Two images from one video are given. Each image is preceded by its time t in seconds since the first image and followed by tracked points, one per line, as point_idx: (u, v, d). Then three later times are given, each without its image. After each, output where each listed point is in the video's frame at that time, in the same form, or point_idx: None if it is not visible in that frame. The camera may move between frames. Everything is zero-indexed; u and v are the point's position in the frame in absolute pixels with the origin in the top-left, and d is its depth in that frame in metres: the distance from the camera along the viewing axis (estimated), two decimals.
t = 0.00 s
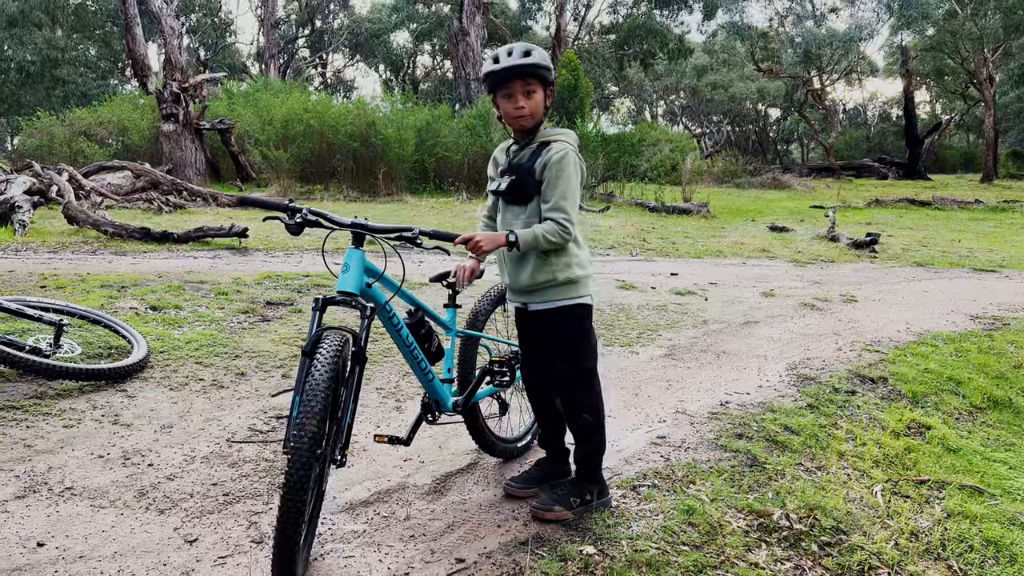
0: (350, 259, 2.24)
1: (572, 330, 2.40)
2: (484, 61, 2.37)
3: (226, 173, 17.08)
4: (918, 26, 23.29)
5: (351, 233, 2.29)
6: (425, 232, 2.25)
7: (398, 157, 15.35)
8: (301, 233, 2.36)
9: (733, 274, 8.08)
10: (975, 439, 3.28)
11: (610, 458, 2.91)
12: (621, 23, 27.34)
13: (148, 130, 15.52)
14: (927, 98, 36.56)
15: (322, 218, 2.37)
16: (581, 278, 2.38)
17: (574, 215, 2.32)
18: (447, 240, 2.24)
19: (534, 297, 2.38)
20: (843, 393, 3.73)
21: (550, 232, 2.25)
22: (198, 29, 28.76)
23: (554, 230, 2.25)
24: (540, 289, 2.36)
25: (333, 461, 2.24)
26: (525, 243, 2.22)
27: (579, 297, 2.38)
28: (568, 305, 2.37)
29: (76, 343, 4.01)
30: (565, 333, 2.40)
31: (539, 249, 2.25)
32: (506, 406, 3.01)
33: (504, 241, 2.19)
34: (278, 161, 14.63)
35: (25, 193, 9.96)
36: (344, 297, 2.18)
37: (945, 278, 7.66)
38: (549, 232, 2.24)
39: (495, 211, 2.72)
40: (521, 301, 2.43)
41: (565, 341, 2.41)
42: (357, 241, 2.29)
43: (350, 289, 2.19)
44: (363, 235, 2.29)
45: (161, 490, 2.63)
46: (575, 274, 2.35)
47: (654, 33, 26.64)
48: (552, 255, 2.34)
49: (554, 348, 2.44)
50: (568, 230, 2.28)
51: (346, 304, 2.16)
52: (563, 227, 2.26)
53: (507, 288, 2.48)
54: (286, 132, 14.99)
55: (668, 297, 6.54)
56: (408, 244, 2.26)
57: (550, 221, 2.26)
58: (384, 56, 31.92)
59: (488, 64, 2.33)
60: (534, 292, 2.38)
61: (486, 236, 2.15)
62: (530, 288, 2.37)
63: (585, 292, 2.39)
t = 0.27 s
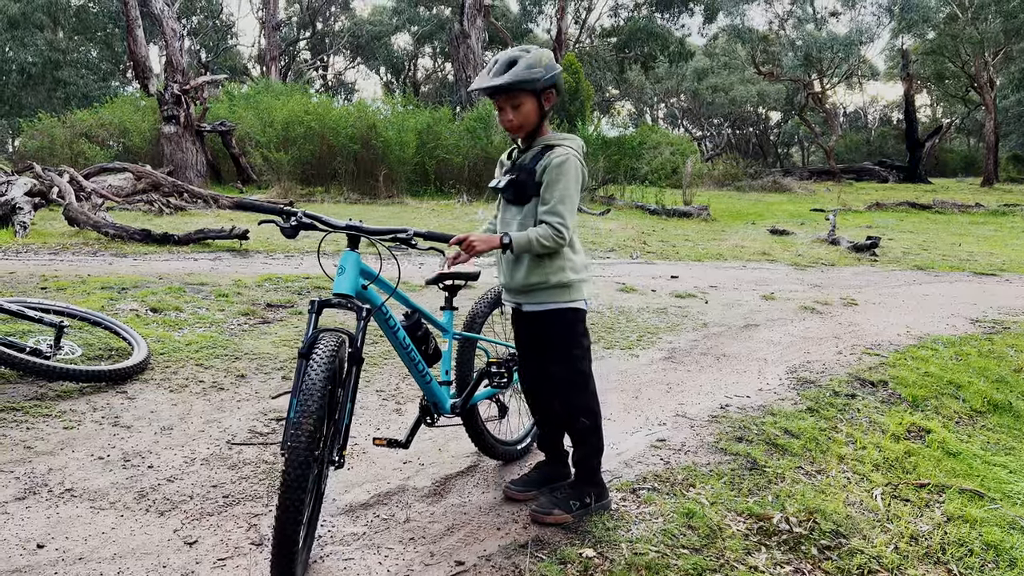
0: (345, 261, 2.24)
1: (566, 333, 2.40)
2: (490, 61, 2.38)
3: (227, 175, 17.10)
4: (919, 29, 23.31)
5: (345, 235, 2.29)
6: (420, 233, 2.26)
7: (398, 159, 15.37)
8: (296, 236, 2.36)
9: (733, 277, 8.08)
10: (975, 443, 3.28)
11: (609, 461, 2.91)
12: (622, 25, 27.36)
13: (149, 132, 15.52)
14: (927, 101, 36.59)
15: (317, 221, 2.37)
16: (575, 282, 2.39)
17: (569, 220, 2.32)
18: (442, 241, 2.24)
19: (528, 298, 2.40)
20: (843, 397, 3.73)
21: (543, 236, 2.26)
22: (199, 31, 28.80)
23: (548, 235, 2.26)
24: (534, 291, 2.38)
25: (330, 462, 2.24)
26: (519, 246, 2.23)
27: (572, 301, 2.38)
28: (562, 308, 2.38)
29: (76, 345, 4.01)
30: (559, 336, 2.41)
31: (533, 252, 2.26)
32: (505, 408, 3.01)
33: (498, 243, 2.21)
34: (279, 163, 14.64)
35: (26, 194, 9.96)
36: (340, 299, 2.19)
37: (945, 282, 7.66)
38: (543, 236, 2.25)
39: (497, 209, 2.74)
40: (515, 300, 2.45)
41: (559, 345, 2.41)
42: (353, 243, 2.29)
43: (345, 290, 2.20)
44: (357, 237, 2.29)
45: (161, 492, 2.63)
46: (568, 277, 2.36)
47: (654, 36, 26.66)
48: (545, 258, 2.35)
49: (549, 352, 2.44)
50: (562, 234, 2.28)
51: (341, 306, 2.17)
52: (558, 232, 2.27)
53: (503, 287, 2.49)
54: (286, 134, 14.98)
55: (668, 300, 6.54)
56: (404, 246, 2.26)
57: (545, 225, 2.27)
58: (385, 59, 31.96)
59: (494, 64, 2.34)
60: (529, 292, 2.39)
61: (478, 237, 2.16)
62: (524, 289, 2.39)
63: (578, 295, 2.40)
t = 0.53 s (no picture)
0: (344, 264, 2.23)
1: (562, 336, 2.40)
2: (494, 62, 2.39)
3: (228, 177, 17.12)
4: (920, 33, 23.33)
5: (344, 238, 2.29)
6: (419, 236, 2.26)
7: (399, 161, 15.39)
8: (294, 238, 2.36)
9: (734, 280, 8.09)
10: (975, 447, 3.28)
11: (609, 464, 2.91)
12: (623, 28, 27.38)
13: (150, 134, 15.54)
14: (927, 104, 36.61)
15: (316, 224, 2.38)
16: (571, 285, 2.39)
17: (567, 223, 2.32)
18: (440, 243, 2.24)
19: (525, 299, 2.41)
20: (844, 400, 3.73)
21: (539, 238, 2.26)
22: (200, 33, 28.85)
23: (546, 238, 2.26)
24: (531, 293, 2.39)
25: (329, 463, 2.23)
26: (516, 249, 2.23)
27: (568, 304, 2.39)
28: (557, 311, 2.39)
29: (77, 347, 4.01)
30: (555, 340, 2.41)
31: (530, 254, 2.27)
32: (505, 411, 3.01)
33: (496, 245, 2.21)
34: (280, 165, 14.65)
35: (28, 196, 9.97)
36: (338, 302, 2.19)
37: (946, 285, 7.65)
38: (540, 240, 2.25)
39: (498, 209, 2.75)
40: (513, 301, 2.46)
41: (556, 348, 2.42)
42: (351, 246, 2.29)
43: (344, 293, 2.20)
44: (355, 239, 2.29)
45: (162, 494, 2.63)
46: (564, 280, 2.37)
47: (655, 39, 26.70)
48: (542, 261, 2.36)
49: (545, 356, 2.44)
50: (559, 238, 2.28)
51: (340, 308, 2.18)
52: (555, 235, 2.27)
53: (502, 287, 2.50)
54: (288, 137, 15.04)
55: (669, 303, 6.55)
56: (402, 248, 2.27)
57: (542, 228, 2.27)
58: (386, 62, 32.04)
59: (497, 66, 2.35)
60: (525, 293, 2.40)
61: (476, 239, 2.17)
62: (521, 290, 2.40)
63: (574, 299, 2.40)
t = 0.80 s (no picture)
0: (345, 267, 2.24)
1: (563, 338, 2.41)
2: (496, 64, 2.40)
3: (229, 179, 17.13)
4: (921, 36, 23.34)
5: (345, 241, 2.30)
6: (419, 239, 2.27)
7: (400, 163, 15.40)
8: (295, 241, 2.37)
9: (734, 283, 8.09)
10: (976, 451, 3.28)
11: (610, 468, 2.91)
12: (624, 31, 27.40)
13: (152, 136, 15.56)
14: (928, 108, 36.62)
15: (317, 227, 2.38)
16: (571, 287, 2.40)
17: (568, 225, 2.33)
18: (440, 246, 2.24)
19: (526, 299, 2.41)
20: (844, 403, 3.73)
21: (541, 239, 2.27)
22: (202, 35, 28.89)
23: (548, 238, 2.26)
24: (530, 294, 2.39)
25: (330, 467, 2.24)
26: (517, 250, 2.23)
27: (568, 305, 2.39)
28: (558, 312, 2.39)
29: (78, 349, 4.02)
30: (554, 341, 2.41)
31: (532, 255, 2.27)
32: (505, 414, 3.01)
33: (498, 246, 2.21)
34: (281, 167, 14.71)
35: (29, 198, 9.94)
36: (339, 305, 2.19)
37: (947, 289, 7.65)
38: (542, 241, 2.26)
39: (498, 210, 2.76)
40: (512, 302, 2.46)
41: (555, 350, 2.42)
42: (352, 248, 2.29)
43: (345, 296, 2.20)
44: (357, 242, 2.30)
45: (162, 496, 2.63)
46: (565, 282, 2.37)
47: (657, 41, 26.73)
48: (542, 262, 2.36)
49: (545, 358, 2.44)
50: (561, 238, 2.29)
51: (341, 311, 2.18)
52: (557, 236, 2.28)
53: (502, 288, 2.51)
54: (289, 139, 15.09)
55: (669, 306, 6.55)
56: (403, 251, 2.28)
57: (544, 229, 2.28)
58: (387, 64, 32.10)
59: (499, 68, 2.35)
60: (525, 294, 2.41)
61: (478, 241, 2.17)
62: (521, 291, 2.40)
63: (575, 300, 2.41)
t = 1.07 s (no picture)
0: (350, 268, 2.23)
1: (560, 340, 2.41)
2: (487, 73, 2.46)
3: (231, 181, 17.14)
4: (922, 38, 23.32)
5: (348, 243, 2.30)
6: (420, 238, 2.26)
7: (401, 165, 15.39)
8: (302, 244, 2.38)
9: (735, 286, 8.09)
10: (977, 453, 3.28)
11: (610, 470, 2.91)
12: (625, 33, 27.41)
13: (153, 137, 15.58)
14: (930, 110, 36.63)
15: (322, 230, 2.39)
16: (570, 289, 2.40)
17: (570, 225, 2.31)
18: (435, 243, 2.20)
19: (526, 300, 2.42)
20: (845, 406, 3.73)
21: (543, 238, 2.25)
22: (203, 37, 28.90)
23: (554, 229, 2.23)
24: (529, 295, 2.40)
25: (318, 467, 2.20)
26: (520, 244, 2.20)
27: (568, 307, 2.40)
28: (556, 313, 2.39)
29: (79, 350, 4.02)
30: (552, 341, 2.42)
31: (536, 250, 2.25)
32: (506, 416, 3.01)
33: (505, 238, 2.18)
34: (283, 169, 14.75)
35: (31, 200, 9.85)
36: (342, 307, 2.19)
37: (947, 292, 7.65)
38: (545, 237, 2.23)
39: (502, 213, 2.77)
40: (510, 302, 2.48)
41: (553, 351, 2.42)
42: (356, 251, 2.30)
43: (348, 297, 2.20)
44: (362, 245, 2.30)
45: (162, 498, 2.63)
46: (563, 283, 2.38)
47: (658, 43, 26.76)
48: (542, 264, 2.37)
49: (541, 360, 2.45)
50: (564, 237, 2.27)
51: (342, 312, 2.18)
52: (561, 233, 2.25)
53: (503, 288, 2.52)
54: (290, 141, 15.14)
55: (670, 308, 6.54)
56: (404, 251, 2.28)
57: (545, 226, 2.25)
58: (389, 66, 32.13)
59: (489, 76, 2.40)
60: (524, 295, 2.41)
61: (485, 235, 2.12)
62: (521, 292, 2.41)
63: (573, 301, 2.41)
